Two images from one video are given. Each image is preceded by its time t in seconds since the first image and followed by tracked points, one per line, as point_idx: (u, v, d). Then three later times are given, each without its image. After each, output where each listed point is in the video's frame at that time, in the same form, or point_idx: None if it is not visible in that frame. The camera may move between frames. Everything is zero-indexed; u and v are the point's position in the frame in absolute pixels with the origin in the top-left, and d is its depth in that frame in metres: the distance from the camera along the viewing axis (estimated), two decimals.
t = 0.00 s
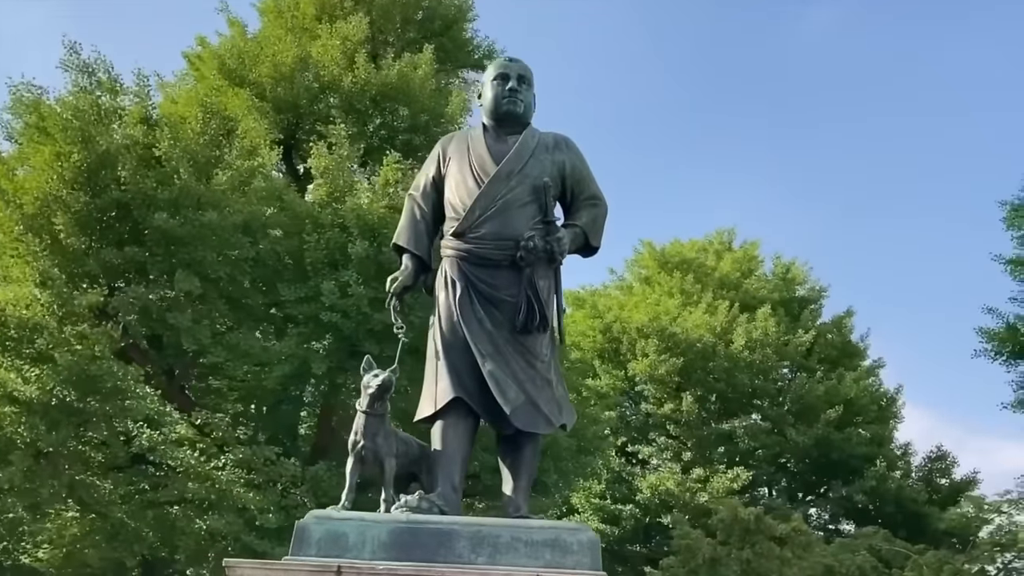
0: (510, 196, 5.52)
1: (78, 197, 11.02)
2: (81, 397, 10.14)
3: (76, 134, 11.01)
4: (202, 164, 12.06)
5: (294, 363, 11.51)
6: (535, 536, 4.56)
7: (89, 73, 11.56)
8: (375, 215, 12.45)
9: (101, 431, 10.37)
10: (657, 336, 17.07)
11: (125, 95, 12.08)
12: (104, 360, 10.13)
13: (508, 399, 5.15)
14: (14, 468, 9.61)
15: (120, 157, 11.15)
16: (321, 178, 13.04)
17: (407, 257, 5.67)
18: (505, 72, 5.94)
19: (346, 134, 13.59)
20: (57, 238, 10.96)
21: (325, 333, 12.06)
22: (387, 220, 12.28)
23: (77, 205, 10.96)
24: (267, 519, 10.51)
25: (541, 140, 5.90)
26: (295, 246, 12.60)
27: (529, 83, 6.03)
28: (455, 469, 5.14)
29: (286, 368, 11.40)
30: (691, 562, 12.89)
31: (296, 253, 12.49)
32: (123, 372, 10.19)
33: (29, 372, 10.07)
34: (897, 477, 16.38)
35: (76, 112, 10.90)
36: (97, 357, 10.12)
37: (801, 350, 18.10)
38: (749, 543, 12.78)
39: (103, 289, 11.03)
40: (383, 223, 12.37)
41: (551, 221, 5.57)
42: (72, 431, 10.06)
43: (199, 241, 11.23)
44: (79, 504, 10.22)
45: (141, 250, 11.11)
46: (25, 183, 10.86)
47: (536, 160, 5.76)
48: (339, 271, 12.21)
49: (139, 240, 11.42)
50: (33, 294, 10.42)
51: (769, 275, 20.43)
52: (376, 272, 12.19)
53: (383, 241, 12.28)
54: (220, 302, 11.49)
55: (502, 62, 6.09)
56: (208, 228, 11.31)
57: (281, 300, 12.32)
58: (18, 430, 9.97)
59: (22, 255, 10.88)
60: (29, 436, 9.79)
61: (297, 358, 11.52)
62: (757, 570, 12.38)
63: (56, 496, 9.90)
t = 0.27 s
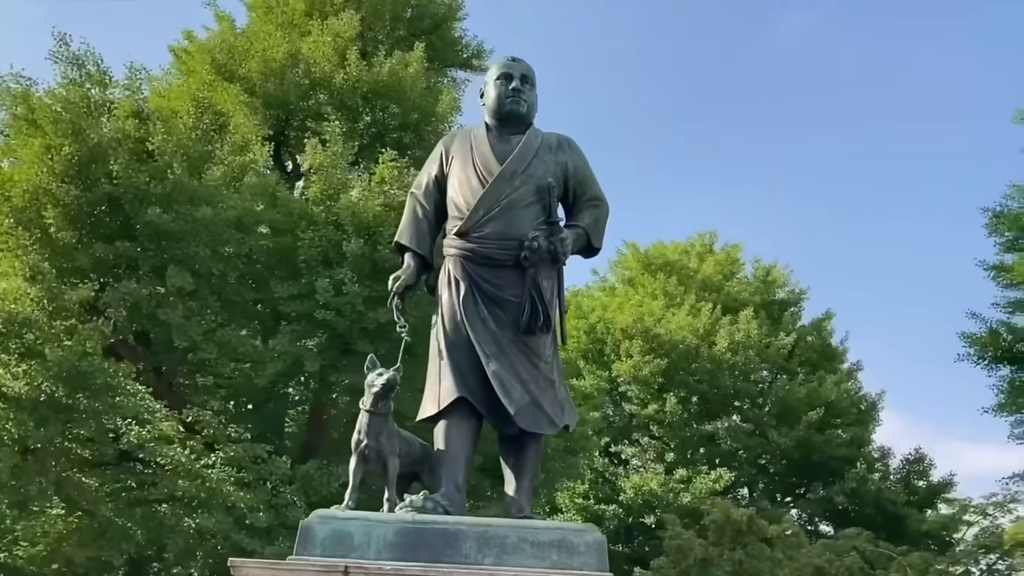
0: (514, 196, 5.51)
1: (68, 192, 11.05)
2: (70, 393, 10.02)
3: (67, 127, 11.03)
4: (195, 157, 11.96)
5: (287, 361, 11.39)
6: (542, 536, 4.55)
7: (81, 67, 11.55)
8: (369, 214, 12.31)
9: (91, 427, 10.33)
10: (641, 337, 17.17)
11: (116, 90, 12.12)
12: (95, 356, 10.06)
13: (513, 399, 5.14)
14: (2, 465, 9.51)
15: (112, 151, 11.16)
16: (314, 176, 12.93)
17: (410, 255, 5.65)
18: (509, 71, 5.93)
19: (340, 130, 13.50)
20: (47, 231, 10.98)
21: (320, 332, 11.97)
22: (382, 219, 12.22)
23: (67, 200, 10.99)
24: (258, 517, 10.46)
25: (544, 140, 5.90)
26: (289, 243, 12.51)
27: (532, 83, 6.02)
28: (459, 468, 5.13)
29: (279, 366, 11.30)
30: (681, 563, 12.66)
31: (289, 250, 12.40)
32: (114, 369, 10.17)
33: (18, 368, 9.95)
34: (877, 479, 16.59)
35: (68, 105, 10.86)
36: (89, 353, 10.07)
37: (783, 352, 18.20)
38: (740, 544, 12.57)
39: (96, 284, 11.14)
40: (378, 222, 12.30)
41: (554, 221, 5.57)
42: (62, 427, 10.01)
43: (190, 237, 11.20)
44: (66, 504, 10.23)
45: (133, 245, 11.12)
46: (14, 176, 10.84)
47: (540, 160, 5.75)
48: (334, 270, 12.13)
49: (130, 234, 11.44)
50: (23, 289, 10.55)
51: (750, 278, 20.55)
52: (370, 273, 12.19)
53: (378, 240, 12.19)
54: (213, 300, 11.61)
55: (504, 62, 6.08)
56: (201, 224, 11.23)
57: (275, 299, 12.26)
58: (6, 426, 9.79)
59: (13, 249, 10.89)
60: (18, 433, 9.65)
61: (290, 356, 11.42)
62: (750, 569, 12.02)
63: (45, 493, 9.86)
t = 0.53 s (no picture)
0: (517, 196, 5.51)
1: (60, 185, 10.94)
2: (59, 389, 9.98)
3: (58, 120, 10.93)
4: (188, 151, 11.92)
5: (279, 358, 11.72)
6: (546, 537, 4.55)
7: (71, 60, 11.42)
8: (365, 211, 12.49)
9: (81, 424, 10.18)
10: (626, 338, 17.25)
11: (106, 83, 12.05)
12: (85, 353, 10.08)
13: (516, 400, 5.15)
14: None
15: (104, 145, 11.10)
16: (308, 172, 13.09)
17: (412, 254, 5.65)
18: (512, 72, 5.93)
19: (335, 127, 13.71)
20: (39, 225, 10.89)
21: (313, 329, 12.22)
22: (377, 216, 12.46)
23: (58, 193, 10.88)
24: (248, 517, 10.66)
25: (547, 141, 5.90)
26: (280, 239, 12.75)
27: (534, 83, 6.02)
28: (461, 468, 5.12)
29: (271, 364, 11.61)
30: (671, 563, 12.65)
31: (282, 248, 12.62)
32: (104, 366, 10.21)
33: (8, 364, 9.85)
34: (856, 481, 16.73)
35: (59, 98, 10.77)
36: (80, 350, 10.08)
37: (764, 355, 18.29)
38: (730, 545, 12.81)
39: (87, 279, 11.00)
40: (374, 219, 12.53)
41: (557, 222, 5.57)
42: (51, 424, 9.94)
43: (182, 233, 11.26)
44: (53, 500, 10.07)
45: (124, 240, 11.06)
46: (4, 168, 10.71)
47: (543, 161, 5.76)
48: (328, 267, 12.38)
49: (121, 228, 11.36)
50: (14, 283, 10.37)
51: (730, 280, 20.66)
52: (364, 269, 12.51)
53: (373, 238, 12.40)
54: (204, 296, 11.55)
55: (507, 61, 6.08)
56: (194, 220, 11.30)
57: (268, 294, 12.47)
58: None
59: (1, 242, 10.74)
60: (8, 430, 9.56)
61: (282, 354, 11.74)
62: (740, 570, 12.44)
63: (32, 491, 9.78)
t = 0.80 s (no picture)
0: (520, 197, 5.51)
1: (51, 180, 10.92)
2: (48, 384, 9.91)
3: (48, 112, 10.88)
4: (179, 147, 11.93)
5: (272, 357, 11.69)
6: (549, 538, 4.55)
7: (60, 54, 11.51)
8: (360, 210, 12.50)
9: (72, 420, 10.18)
10: (611, 339, 17.33)
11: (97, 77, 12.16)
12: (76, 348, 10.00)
13: (518, 401, 5.16)
14: None
15: (95, 139, 11.05)
16: (302, 169, 13.07)
17: (413, 254, 5.64)
18: (514, 72, 5.92)
19: (328, 125, 13.75)
20: (30, 221, 10.84)
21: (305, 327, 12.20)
22: (371, 216, 12.47)
23: (50, 188, 10.88)
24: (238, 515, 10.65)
25: (548, 142, 5.90)
26: (274, 236, 12.64)
27: (535, 84, 6.03)
28: (462, 468, 5.12)
29: (264, 361, 11.61)
30: (660, 564, 12.70)
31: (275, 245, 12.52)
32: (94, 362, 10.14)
33: None
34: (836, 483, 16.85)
35: (50, 92, 10.77)
36: (70, 346, 9.99)
37: (745, 357, 18.37)
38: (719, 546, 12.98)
39: (78, 274, 11.01)
40: (368, 218, 12.52)
41: (559, 224, 5.58)
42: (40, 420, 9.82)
43: (174, 229, 11.19)
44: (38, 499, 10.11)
45: (117, 236, 11.04)
46: None
47: (544, 162, 5.76)
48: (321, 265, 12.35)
49: (113, 223, 11.39)
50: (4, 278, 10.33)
51: (711, 282, 20.73)
52: (356, 268, 12.52)
53: (367, 236, 12.41)
54: (196, 292, 11.50)
55: (508, 62, 6.08)
56: (185, 216, 11.24)
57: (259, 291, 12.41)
58: None
59: None
60: None
61: (275, 352, 11.70)
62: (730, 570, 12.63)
63: (19, 488, 9.69)
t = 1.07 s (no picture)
0: (522, 197, 5.53)
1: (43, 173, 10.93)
2: (40, 381, 10.16)
3: (39, 105, 10.89)
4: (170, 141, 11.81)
5: (263, 355, 11.62)
6: (553, 538, 4.55)
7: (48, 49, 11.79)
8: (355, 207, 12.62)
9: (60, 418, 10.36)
10: (595, 340, 17.42)
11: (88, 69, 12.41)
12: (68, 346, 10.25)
13: (520, 401, 5.17)
14: None
15: (86, 132, 10.99)
16: (298, 166, 13.09)
17: (413, 253, 5.63)
18: (517, 72, 5.91)
19: (322, 123, 13.83)
20: (21, 215, 10.83)
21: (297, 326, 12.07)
22: (367, 213, 12.55)
23: (42, 181, 10.87)
24: (229, 514, 10.63)
25: (550, 142, 5.92)
26: (268, 233, 12.53)
27: (537, 84, 6.03)
28: (464, 468, 5.11)
29: (256, 360, 11.54)
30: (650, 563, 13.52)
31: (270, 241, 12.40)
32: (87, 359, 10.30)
33: None
34: (816, 485, 16.96)
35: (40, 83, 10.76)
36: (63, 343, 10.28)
37: (727, 359, 18.51)
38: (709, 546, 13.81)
39: (70, 269, 11.05)
40: (364, 216, 12.60)
41: (561, 225, 5.60)
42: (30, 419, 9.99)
43: (166, 224, 11.13)
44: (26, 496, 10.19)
45: (108, 231, 11.01)
46: None
47: (546, 162, 5.78)
48: (315, 263, 12.24)
49: (104, 218, 11.34)
50: None
51: (693, 285, 20.84)
52: (349, 266, 12.42)
53: (362, 235, 12.40)
54: (188, 290, 11.60)
55: (510, 62, 6.09)
56: (180, 211, 11.22)
57: (252, 289, 12.30)
58: None
59: None
60: None
61: (266, 350, 11.63)
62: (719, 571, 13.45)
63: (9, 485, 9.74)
